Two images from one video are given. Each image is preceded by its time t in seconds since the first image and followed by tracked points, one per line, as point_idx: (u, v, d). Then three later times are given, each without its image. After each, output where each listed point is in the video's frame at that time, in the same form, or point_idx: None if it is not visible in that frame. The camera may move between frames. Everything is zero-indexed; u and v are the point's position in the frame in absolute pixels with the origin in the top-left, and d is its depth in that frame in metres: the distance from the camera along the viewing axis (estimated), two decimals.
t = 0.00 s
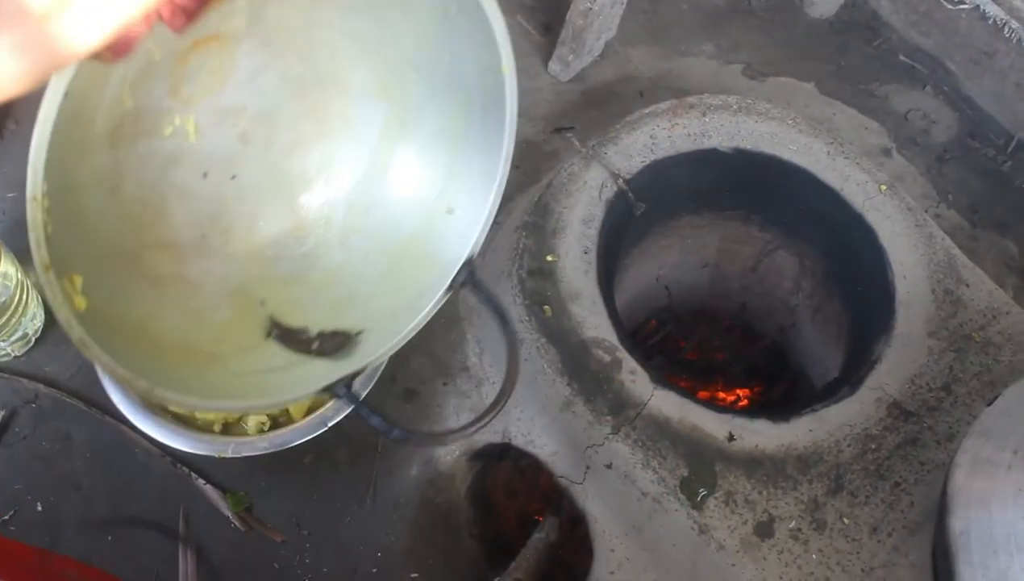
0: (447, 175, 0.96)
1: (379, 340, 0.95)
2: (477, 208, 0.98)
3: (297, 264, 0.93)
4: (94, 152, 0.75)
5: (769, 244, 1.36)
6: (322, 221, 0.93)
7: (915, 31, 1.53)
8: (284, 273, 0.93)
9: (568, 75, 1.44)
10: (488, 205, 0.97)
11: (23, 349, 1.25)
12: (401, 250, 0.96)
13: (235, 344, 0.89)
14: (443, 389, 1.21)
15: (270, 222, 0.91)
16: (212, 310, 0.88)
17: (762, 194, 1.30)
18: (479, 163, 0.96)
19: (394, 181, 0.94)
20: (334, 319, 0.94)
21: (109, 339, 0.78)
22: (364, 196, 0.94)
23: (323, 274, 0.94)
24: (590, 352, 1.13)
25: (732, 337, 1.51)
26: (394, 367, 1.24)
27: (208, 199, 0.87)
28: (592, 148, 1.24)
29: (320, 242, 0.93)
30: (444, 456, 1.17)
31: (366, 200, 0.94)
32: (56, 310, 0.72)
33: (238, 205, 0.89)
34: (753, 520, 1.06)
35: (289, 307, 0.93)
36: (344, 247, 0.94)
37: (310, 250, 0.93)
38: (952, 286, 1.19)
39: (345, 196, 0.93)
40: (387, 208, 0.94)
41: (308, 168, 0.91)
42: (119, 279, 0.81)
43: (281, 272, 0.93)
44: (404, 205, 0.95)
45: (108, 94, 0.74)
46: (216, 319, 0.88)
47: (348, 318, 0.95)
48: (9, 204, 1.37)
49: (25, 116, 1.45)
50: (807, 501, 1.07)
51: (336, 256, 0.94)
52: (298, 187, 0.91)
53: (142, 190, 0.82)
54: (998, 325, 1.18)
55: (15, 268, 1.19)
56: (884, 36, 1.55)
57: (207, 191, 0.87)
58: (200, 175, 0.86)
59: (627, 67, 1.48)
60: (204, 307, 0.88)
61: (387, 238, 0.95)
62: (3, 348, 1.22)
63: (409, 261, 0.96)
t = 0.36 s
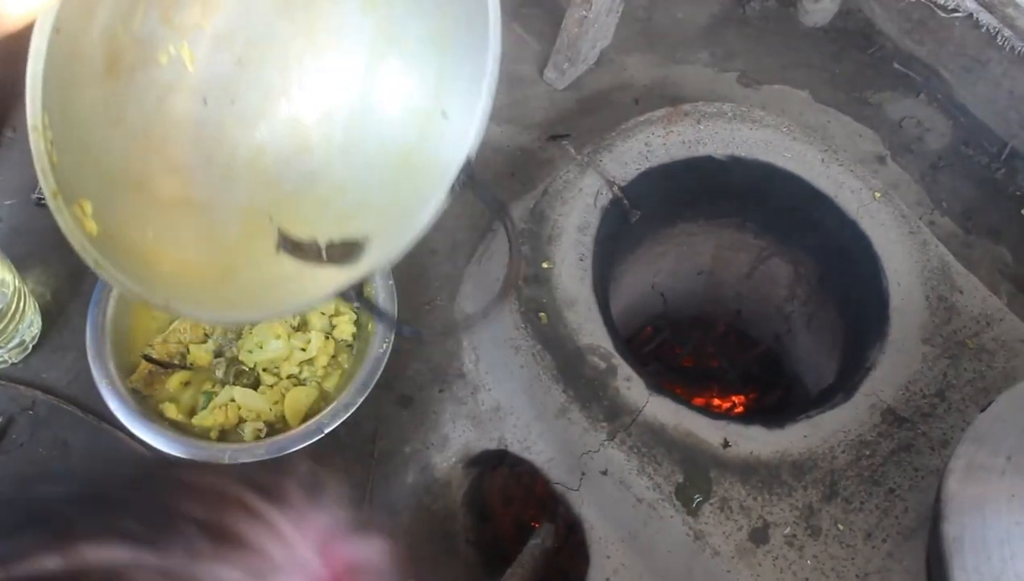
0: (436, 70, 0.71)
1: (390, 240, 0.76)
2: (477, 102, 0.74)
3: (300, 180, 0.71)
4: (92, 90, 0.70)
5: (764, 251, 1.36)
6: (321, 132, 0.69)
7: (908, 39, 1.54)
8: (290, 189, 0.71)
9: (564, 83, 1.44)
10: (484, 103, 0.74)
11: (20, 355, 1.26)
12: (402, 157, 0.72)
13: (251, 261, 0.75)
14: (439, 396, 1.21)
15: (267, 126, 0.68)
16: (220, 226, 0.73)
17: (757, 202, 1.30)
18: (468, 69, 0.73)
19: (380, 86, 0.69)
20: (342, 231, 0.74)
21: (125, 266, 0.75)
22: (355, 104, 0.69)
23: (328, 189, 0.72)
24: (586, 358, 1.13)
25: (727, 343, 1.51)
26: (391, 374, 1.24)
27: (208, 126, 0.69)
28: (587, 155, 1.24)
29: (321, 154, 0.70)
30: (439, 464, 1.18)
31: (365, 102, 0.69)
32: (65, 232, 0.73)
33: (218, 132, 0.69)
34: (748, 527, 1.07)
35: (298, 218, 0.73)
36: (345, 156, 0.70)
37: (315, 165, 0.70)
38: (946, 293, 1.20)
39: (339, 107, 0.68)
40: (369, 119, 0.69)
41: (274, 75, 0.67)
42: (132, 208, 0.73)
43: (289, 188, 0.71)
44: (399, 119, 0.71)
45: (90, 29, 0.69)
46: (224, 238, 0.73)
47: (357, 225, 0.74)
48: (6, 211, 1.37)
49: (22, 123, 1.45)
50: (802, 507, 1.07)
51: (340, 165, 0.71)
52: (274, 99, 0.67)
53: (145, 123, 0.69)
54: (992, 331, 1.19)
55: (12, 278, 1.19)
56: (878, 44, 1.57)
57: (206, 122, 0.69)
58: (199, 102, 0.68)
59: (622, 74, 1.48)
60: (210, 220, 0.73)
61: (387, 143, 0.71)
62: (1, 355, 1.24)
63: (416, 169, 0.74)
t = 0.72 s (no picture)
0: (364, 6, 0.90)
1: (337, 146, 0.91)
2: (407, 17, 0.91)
3: (245, 96, 0.91)
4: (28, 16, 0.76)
5: (762, 247, 1.37)
6: (260, 53, 0.90)
7: (906, 35, 1.55)
8: (235, 107, 0.91)
9: (562, 79, 1.44)
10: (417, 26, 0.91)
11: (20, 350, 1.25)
12: (340, 68, 0.91)
13: (205, 176, 0.90)
14: (439, 390, 1.22)
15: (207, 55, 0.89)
16: (176, 145, 0.89)
17: (755, 197, 1.30)
18: None
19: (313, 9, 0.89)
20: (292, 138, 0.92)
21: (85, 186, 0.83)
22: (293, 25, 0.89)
23: (270, 101, 0.91)
24: (586, 353, 1.12)
25: (726, 340, 1.51)
26: (391, 369, 1.25)
27: (154, 48, 0.87)
28: (586, 151, 1.24)
29: (260, 69, 0.90)
30: (440, 459, 1.19)
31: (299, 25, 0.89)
32: (29, 161, 0.79)
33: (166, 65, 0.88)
34: (748, 520, 1.06)
35: (245, 133, 0.91)
36: (286, 72, 0.90)
37: (256, 80, 0.91)
38: (945, 288, 1.20)
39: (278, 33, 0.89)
40: (306, 40, 0.90)
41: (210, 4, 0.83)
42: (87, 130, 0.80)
43: (235, 105, 0.91)
44: (337, 35, 0.90)
45: None
46: (177, 154, 0.89)
47: (305, 137, 0.92)
48: (5, 207, 1.37)
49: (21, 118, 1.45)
50: (801, 501, 1.07)
51: (282, 81, 0.91)
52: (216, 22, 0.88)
53: (92, 50, 0.83)
54: (990, 326, 1.20)
55: (12, 273, 1.19)
56: (876, 41, 1.57)
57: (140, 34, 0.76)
58: (142, 28, 0.86)
59: (621, 70, 1.48)
60: (162, 141, 0.88)
61: (322, 60, 0.90)
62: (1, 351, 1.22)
63: (354, 79, 0.91)
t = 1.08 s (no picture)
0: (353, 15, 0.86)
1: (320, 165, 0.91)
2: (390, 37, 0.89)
3: (237, 109, 0.84)
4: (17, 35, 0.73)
5: (760, 244, 1.37)
6: (246, 71, 0.83)
7: (902, 31, 1.55)
8: (216, 124, 0.84)
9: (559, 78, 1.44)
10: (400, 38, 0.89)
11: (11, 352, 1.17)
12: (326, 86, 0.87)
13: (182, 194, 0.85)
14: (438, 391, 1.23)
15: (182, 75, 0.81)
16: (157, 163, 0.83)
17: (753, 195, 1.30)
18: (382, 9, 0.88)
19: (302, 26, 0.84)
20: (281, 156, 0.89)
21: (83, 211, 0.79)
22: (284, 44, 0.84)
23: (258, 118, 0.86)
24: (583, 352, 1.12)
25: (724, 337, 1.51)
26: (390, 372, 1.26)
27: (139, 66, 0.80)
28: (583, 150, 1.24)
29: (246, 89, 0.84)
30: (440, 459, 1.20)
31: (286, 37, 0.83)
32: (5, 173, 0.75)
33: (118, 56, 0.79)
34: (747, 517, 1.07)
35: (226, 153, 0.86)
36: (269, 92, 0.85)
37: (241, 100, 0.84)
38: (942, 283, 1.21)
39: (264, 49, 0.83)
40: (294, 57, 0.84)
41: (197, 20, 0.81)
42: (69, 145, 0.78)
43: (217, 123, 0.84)
44: (325, 55, 0.86)
45: None
46: (155, 172, 0.83)
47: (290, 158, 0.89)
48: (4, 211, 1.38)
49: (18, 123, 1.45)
50: (799, 497, 1.07)
51: (268, 102, 0.85)
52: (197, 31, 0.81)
53: (74, 65, 0.77)
54: (987, 321, 1.21)
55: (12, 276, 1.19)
56: (872, 37, 1.57)
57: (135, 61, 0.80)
58: (126, 45, 0.79)
59: (617, 69, 1.48)
60: (142, 158, 0.82)
61: (309, 79, 0.86)
62: None
63: (341, 99, 0.89)
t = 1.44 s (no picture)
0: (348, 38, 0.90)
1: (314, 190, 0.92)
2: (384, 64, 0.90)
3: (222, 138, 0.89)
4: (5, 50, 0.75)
5: (751, 244, 1.37)
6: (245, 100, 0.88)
7: (892, 32, 1.55)
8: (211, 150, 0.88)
9: (550, 80, 1.44)
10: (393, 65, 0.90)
11: None
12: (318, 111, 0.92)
13: (170, 216, 0.88)
14: (429, 392, 1.23)
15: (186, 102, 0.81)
16: (147, 186, 0.87)
17: (743, 195, 1.31)
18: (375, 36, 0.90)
19: (288, 55, 0.89)
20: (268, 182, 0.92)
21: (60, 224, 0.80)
22: (270, 69, 0.88)
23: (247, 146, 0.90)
24: (574, 353, 1.12)
25: (715, 337, 1.52)
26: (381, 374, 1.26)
27: (132, 87, 0.84)
28: (573, 151, 1.24)
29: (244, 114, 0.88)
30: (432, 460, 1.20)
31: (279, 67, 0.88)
32: None
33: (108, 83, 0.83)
34: (738, 516, 1.07)
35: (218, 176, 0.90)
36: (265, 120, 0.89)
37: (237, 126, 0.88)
38: (932, 282, 1.21)
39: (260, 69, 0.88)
40: (288, 90, 0.90)
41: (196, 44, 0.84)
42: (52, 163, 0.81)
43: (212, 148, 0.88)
44: (308, 79, 0.90)
45: (5, 8, 0.74)
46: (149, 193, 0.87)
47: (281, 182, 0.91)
48: None
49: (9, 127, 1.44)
50: (791, 496, 1.08)
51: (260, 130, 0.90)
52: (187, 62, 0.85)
53: (67, 82, 0.80)
54: (977, 319, 1.21)
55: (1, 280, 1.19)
56: (862, 38, 1.58)
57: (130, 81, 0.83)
58: (123, 67, 0.83)
59: (608, 71, 1.48)
60: (133, 176, 0.86)
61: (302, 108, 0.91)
62: None
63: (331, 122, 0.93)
